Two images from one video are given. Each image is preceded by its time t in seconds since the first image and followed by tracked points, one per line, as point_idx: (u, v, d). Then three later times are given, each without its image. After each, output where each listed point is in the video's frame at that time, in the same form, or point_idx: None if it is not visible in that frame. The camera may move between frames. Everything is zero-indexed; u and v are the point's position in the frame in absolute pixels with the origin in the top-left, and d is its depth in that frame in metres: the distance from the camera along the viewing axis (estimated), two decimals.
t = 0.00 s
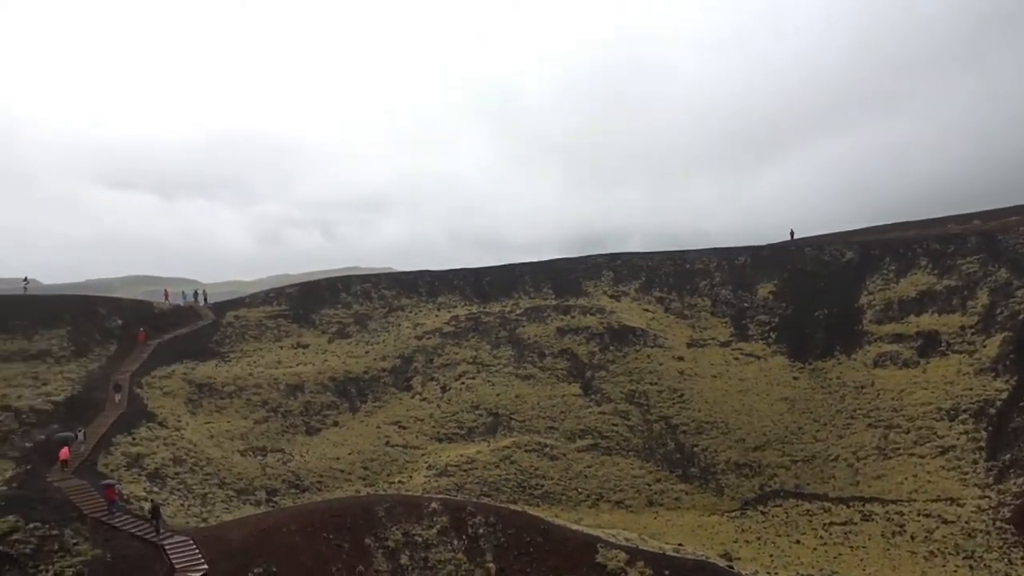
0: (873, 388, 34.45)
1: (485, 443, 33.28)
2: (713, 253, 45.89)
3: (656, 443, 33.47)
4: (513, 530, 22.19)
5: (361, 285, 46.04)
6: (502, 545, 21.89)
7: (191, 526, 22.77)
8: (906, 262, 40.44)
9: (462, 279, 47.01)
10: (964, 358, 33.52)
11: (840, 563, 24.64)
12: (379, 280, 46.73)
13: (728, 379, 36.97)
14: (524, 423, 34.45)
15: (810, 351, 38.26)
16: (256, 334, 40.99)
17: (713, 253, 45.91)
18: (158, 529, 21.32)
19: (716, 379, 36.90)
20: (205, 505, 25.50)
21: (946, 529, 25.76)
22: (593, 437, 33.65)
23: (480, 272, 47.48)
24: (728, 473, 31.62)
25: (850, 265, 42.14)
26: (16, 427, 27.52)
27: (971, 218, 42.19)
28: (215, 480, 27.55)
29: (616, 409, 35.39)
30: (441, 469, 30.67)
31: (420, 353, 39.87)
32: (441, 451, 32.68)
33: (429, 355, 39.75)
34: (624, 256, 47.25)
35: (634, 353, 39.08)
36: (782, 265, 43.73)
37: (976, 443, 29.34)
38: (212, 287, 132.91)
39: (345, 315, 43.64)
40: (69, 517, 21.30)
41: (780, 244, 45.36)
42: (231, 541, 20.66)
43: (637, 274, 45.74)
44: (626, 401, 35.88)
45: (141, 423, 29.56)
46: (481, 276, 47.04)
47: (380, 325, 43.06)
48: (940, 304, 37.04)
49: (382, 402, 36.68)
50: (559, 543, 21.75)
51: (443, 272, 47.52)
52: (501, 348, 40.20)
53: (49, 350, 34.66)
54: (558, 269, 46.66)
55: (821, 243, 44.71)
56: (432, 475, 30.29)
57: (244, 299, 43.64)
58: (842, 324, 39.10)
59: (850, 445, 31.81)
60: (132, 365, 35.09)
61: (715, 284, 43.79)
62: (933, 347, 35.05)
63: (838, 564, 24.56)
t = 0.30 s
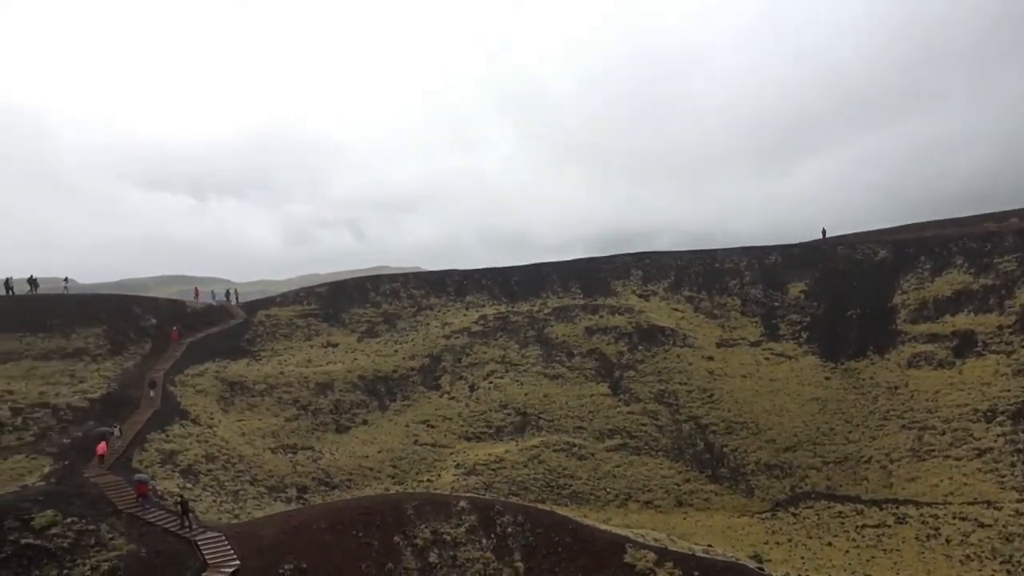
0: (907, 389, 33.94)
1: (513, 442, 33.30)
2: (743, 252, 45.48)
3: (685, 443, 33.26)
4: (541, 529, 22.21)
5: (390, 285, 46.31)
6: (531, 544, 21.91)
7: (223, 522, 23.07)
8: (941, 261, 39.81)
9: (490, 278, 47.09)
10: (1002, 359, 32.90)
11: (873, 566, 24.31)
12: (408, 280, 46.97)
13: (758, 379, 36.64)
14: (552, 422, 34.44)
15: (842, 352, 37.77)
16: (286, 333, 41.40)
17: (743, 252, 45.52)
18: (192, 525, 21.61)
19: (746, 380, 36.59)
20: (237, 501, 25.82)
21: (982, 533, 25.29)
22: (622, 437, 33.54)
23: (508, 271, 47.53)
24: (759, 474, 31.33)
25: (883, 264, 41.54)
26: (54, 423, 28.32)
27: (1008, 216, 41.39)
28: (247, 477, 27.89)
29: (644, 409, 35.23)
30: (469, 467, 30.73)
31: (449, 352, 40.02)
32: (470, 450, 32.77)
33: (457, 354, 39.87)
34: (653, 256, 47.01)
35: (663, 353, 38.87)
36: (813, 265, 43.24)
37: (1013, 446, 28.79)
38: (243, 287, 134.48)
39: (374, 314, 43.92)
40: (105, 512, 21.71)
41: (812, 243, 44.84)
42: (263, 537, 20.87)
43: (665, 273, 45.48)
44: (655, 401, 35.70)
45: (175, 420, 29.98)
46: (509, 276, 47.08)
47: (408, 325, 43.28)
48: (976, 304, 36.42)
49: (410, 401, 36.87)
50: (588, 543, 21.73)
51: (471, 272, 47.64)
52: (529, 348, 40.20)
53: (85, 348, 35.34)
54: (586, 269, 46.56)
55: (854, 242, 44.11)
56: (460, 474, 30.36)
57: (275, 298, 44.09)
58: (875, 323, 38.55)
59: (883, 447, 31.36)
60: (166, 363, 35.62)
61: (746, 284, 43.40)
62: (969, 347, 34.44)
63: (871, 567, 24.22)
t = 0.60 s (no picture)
0: (931, 389, 33.50)
1: (532, 439, 33.27)
2: (765, 250, 45.09)
3: (705, 442, 33.06)
4: (559, 526, 22.18)
5: (410, 281, 46.45)
6: (549, 542, 21.89)
7: (244, 517, 23.26)
8: (968, 260, 39.23)
9: (510, 276, 47.07)
10: None
11: (895, 569, 24.01)
12: (428, 276, 47.09)
13: (780, 378, 36.33)
14: (571, 420, 34.38)
15: (866, 351, 37.33)
16: (307, 329, 41.66)
17: (765, 249, 45.15)
18: (213, 519, 21.81)
19: (768, 378, 36.30)
20: (258, 496, 26.04)
21: (1008, 536, 24.89)
22: (641, 435, 33.41)
23: (528, 269, 47.50)
24: (780, 474, 31.06)
25: (909, 262, 41.01)
26: (79, 417, 28.81)
27: None
28: (267, 471, 28.11)
29: (664, 407, 35.06)
30: (488, 464, 30.71)
31: (468, 349, 40.07)
32: (488, 447, 32.79)
33: (477, 351, 39.91)
34: (674, 253, 46.74)
35: (683, 351, 38.66)
36: (837, 263, 42.78)
37: None
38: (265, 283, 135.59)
39: (394, 311, 44.08)
40: (129, 505, 21.97)
41: (835, 241, 44.35)
42: (283, 531, 20.98)
43: (686, 271, 45.20)
44: (675, 399, 35.52)
45: (198, 415, 30.25)
46: (529, 273, 47.05)
47: (428, 322, 43.39)
48: (1004, 303, 35.84)
49: (430, 398, 36.97)
50: (606, 541, 21.71)
51: (491, 269, 47.67)
52: (549, 345, 40.16)
53: (110, 344, 35.81)
54: (606, 266, 46.40)
55: (878, 240, 43.58)
56: (478, 470, 30.37)
57: (296, 294, 44.36)
58: (899, 323, 38.08)
59: (907, 448, 30.96)
60: (190, 358, 35.97)
61: (768, 282, 43.03)
62: (997, 347, 33.90)
63: (894, 570, 23.93)
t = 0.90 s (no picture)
0: (938, 385, 33.36)
1: (536, 433, 33.15)
2: (771, 245, 44.90)
3: (710, 437, 32.94)
4: (563, 521, 22.09)
5: (415, 274, 46.30)
6: (553, 536, 21.78)
7: (247, 508, 23.14)
8: (976, 257, 39.03)
9: (514, 269, 46.92)
10: None
11: (900, 565, 23.89)
12: (432, 269, 46.95)
13: (785, 373, 36.18)
14: (576, 414, 34.26)
15: (872, 347, 37.18)
16: (310, 321, 41.52)
17: (771, 244, 44.96)
18: (216, 511, 21.70)
19: (773, 374, 36.15)
20: (261, 488, 25.95)
21: (1014, 533, 24.75)
22: (646, 429, 33.30)
23: (533, 262, 47.33)
24: (784, 470, 30.94)
25: (916, 258, 40.81)
26: (82, 408, 28.74)
27: None
28: (270, 464, 28.01)
29: (669, 401, 34.95)
30: (491, 458, 30.60)
31: (472, 342, 39.93)
32: (492, 440, 32.68)
33: (480, 344, 39.77)
34: (679, 247, 46.56)
35: (688, 346, 38.52)
36: (843, 258, 42.59)
37: None
38: (268, 275, 135.51)
39: (398, 304, 43.94)
40: (131, 496, 21.86)
41: (841, 236, 44.15)
42: (286, 523, 20.84)
43: (692, 266, 45.01)
44: (679, 394, 35.39)
45: (200, 407, 30.14)
46: (534, 266, 46.88)
47: (432, 315, 43.26)
48: (1012, 300, 35.63)
49: (433, 391, 36.86)
50: (611, 536, 21.62)
51: (495, 262, 47.51)
52: (553, 339, 40.03)
53: (113, 334, 35.72)
54: (611, 260, 46.23)
55: (885, 235, 43.36)
56: (482, 464, 30.25)
57: (299, 286, 44.21)
58: (905, 319, 37.91)
59: (913, 444, 30.83)
60: (192, 349, 35.85)
61: (773, 277, 42.87)
62: (1004, 344, 33.74)
63: (898, 566, 23.81)
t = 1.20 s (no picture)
0: (927, 378, 33.57)
1: (528, 425, 33.21)
2: (764, 238, 45.00)
3: (701, 429, 33.07)
4: (554, 512, 22.18)
5: (407, 265, 46.25)
6: (544, 527, 21.89)
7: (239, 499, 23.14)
8: (966, 250, 39.24)
9: (507, 260, 46.90)
10: None
11: (888, 557, 24.08)
12: (425, 260, 46.90)
13: (776, 365, 36.33)
14: (567, 405, 34.35)
15: (862, 340, 37.37)
16: (302, 312, 41.44)
17: (764, 237, 45.06)
18: (207, 501, 21.68)
19: (764, 366, 36.30)
20: (252, 478, 25.94)
21: (1001, 525, 24.95)
22: (637, 421, 33.40)
23: (526, 253, 47.31)
24: (774, 461, 31.10)
25: (907, 252, 41.00)
26: (72, 397, 28.67)
27: None
28: (262, 454, 27.99)
29: (660, 393, 35.07)
30: (483, 449, 30.64)
31: (464, 333, 39.94)
32: (484, 431, 32.74)
33: (473, 336, 39.78)
34: (672, 239, 46.63)
35: (680, 338, 38.62)
36: (835, 251, 42.73)
37: None
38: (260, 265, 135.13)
39: (390, 295, 43.89)
40: (121, 486, 21.79)
41: (833, 229, 44.27)
42: (277, 514, 20.77)
43: (684, 258, 45.08)
44: (671, 386, 35.51)
45: (191, 397, 30.06)
46: (527, 258, 46.87)
47: (424, 306, 43.24)
48: (1002, 294, 35.84)
49: (425, 382, 36.88)
50: (602, 526, 21.72)
51: (488, 253, 47.49)
52: (545, 331, 40.09)
53: (103, 324, 35.57)
54: (604, 252, 46.26)
55: (876, 229, 43.50)
56: (474, 455, 30.29)
57: (291, 277, 44.08)
58: (896, 312, 38.10)
59: (902, 437, 31.04)
60: (184, 339, 35.73)
61: (765, 270, 42.99)
62: (993, 338, 33.96)
63: (886, 558, 24.00)
